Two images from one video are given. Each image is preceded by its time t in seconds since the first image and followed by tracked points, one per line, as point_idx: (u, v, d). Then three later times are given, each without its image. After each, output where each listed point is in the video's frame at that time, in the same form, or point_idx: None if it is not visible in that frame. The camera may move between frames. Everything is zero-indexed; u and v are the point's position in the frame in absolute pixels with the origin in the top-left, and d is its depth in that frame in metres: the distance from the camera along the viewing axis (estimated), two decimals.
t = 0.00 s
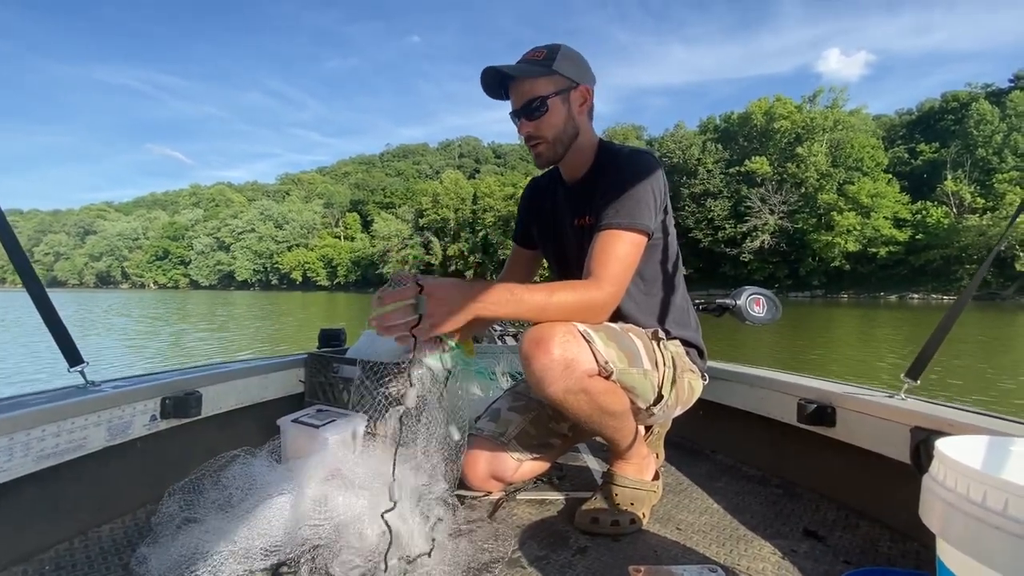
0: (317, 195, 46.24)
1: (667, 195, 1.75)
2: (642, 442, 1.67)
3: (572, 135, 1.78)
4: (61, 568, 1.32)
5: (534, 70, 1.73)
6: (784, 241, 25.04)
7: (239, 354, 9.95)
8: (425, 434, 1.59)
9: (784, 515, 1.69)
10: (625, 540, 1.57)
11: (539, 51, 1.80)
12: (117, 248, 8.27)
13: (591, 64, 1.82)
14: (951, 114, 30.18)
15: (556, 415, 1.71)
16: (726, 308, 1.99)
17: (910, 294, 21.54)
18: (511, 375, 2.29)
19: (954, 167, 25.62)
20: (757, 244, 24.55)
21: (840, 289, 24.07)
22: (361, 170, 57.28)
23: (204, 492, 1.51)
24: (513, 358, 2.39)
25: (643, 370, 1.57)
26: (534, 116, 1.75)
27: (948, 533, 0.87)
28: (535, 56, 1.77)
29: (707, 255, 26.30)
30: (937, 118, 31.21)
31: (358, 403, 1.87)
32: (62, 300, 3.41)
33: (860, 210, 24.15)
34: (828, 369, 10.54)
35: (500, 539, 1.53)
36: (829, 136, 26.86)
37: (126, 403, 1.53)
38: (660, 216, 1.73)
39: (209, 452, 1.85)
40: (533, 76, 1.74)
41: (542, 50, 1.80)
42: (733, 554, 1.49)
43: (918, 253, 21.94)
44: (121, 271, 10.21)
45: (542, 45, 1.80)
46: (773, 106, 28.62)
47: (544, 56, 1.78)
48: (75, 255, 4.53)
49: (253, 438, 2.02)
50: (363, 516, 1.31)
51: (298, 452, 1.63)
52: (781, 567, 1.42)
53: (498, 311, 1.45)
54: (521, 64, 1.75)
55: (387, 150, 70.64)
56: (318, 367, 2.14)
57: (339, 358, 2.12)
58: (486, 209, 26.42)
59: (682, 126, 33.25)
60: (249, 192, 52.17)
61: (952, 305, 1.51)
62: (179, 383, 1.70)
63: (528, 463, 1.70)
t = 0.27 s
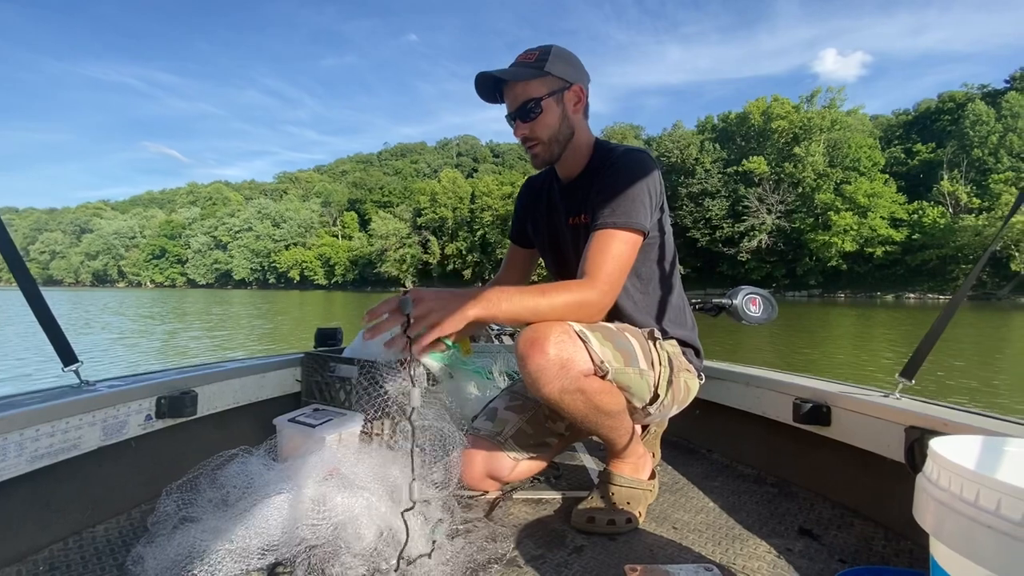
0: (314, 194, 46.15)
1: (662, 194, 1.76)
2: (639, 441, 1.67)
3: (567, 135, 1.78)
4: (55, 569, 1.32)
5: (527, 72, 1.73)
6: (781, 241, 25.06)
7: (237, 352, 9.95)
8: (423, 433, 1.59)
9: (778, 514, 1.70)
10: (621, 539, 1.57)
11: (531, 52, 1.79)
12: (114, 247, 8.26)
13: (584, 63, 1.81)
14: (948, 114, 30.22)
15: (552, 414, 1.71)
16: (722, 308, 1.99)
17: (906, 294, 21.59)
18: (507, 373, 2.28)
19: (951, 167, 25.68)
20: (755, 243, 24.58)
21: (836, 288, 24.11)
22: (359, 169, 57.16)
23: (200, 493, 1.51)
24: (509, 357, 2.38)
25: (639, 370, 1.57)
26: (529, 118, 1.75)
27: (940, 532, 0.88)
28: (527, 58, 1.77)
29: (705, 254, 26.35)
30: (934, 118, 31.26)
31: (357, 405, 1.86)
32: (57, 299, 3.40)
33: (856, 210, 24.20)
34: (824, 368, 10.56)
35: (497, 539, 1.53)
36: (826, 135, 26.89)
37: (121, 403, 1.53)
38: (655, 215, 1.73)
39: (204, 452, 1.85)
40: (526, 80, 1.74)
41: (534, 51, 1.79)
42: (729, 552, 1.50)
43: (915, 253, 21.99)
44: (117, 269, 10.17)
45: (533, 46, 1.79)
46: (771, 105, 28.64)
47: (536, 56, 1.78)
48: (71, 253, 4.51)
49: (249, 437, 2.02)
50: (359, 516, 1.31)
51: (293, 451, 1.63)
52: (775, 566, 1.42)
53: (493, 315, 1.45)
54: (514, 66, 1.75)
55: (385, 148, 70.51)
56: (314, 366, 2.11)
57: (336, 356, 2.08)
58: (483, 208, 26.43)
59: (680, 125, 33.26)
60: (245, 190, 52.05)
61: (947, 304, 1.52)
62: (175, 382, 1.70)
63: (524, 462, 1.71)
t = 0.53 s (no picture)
0: (312, 193, 46.10)
1: (658, 193, 1.77)
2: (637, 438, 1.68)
3: (566, 132, 1.79)
4: (51, 565, 1.32)
5: (525, 68, 1.74)
6: (778, 241, 25.09)
7: (234, 351, 9.95)
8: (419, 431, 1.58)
9: (774, 511, 1.70)
10: (618, 536, 1.58)
11: (529, 50, 1.80)
12: (110, 245, 8.25)
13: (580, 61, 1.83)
14: (945, 115, 30.28)
15: (549, 412, 1.72)
16: (718, 306, 2.00)
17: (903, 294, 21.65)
18: (505, 372, 2.29)
19: (948, 167, 25.74)
20: (752, 243, 24.63)
21: (833, 288, 24.15)
22: (357, 168, 57.10)
23: (198, 489, 1.52)
24: (507, 355, 2.38)
25: (636, 367, 1.58)
26: (528, 114, 1.75)
27: (934, 526, 0.88)
28: (525, 55, 1.77)
29: (702, 254, 26.38)
30: (931, 119, 31.31)
31: (354, 402, 1.86)
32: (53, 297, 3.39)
33: (854, 210, 24.24)
34: (822, 368, 10.58)
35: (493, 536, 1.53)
36: (824, 135, 26.93)
37: (118, 400, 1.53)
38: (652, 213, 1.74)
39: (201, 449, 1.85)
40: (526, 77, 1.74)
41: (532, 50, 1.80)
42: (725, 549, 1.50)
43: (912, 253, 22.06)
44: (113, 267, 10.14)
45: (532, 43, 1.80)
46: (769, 105, 28.67)
47: (535, 54, 1.79)
48: (67, 252, 4.49)
49: (245, 435, 2.01)
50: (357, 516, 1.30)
51: (290, 449, 1.63)
52: (771, 562, 1.43)
53: (489, 312, 1.46)
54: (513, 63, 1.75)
55: (383, 147, 70.39)
56: (311, 364, 2.11)
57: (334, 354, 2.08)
58: (481, 208, 26.42)
59: (678, 125, 33.29)
60: (243, 189, 51.99)
61: (942, 303, 1.53)
62: (172, 380, 1.70)
63: (521, 459, 1.71)
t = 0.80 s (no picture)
0: (310, 191, 46.05)
1: (654, 193, 1.78)
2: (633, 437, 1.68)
3: (576, 124, 1.82)
4: (46, 564, 1.31)
5: (542, 55, 1.77)
6: (776, 240, 25.13)
7: (231, 350, 9.93)
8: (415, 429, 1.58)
9: (770, 510, 1.71)
10: (615, 534, 1.58)
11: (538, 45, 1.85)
12: (106, 243, 8.22)
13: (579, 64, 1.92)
14: (942, 116, 30.32)
15: (546, 411, 1.72)
16: (715, 305, 2.01)
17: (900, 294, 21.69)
18: (501, 371, 2.29)
19: (945, 168, 25.80)
20: (750, 243, 24.67)
21: (831, 288, 24.18)
22: (355, 166, 57.04)
23: (195, 487, 1.52)
24: (503, 354, 2.39)
25: (632, 366, 1.58)
26: (545, 100, 1.76)
27: (929, 523, 0.89)
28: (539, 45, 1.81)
29: (700, 254, 26.41)
30: (928, 119, 31.37)
31: (350, 401, 1.87)
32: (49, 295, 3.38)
33: (851, 210, 24.28)
34: (820, 368, 10.59)
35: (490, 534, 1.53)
36: (821, 135, 26.96)
37: (114, 399, 1.53)
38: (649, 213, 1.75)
39: (197, 448, 1.85)
40: (542, 62, 1.77)
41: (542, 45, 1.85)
42: (721, 547, 1.51)
43: (909, 253, 22.12)
44: (110, 266, 10.12)
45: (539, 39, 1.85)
46: (767, 105, 28.69)
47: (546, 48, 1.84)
48: (63, 250, 4.48)
49: (243, 433, 2.02)
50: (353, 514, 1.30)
51: (286, 447, 1.64)
52: (767, 561, 1.43)
53: (489, 312, 1.47)
54: (530, 50, 1.77)
55: (381, 145, 70.26)
56: (308, 363, 2.11)
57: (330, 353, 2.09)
58: (479, 207, 26.39)
59: (676, 125, 33.30)
60: (241, 187, 51.91)
61: (937, 302, 1.53)
62: (168, 379, 1.70)
63: (518, 459, 1.71)
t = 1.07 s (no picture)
0: (309, 190, 46.00)
1: (652, 193, 1.79)
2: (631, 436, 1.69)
3: (574, 124, 1.82)
4: (42, 565, 1.31)
5: (542, 54, 1.77)
6: (774, 241, 25.17)
7: (228, 349, 9.91)
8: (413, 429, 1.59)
9: (766, 509, 1.72)
10: (611, 533, 1.59)
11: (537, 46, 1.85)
12: (103, 241, 8.20)
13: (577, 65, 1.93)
14: (939, 116, 30.37)
15: (543, 410, 1.72)
16: (712, 305, 2.01)
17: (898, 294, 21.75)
18: (499, 371, 2.30)
19: (943, 168, 25.85)
20: (748, 243, 24.70)
21: (828, 288, 24.21)
22: (353, 165, 56.97)
23: (192, 487, 1.52)
24: (500, 353, 2.40)
25: (629, 365, 1.58)
26: (544, 101, 1.76)
27: (920, 523, 0.90)
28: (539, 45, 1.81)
29: (698, 254, 26.42)
30: (926, 120, 31.43)
31: (348, 401, 1.87)
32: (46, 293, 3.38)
33: (849, 210, 24.32)
34: (818, 368, 10.61)
35: (488, 533, 1.54)
36: (820, 136, 26.99)
37: (111, 398, 1.53)
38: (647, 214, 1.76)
39: (194, 447, 1.85)
40: (542, 63, 1.77)
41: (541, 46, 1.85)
42: (716, 547, 1.51)
43: (907, 253, 22.18)
44: (107, 264, 10.08)
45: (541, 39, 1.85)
46: (765, 105, 28.69)
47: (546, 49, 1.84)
48: (61, 248, 4.47)
49: (240, 432, 2.02)
50: (350, 515, 1.30)
51: (284, 445, 1.64)
52: (763, 559, 1.44)
53: (485, 312, 1.48)
54: (529, 50, 1.77)
55: (379, 144, 70.14)
56: (305, 362, 2.11)
57: (328, 352, 2.08)
58: (478, 206, 26.35)
59: (674, 125, 33.31)
60: (239, 186, 51.82)
61: (933, 303, 1.54)
62: (165, 377, 1.70)
63: (515, 458, 1.71)
